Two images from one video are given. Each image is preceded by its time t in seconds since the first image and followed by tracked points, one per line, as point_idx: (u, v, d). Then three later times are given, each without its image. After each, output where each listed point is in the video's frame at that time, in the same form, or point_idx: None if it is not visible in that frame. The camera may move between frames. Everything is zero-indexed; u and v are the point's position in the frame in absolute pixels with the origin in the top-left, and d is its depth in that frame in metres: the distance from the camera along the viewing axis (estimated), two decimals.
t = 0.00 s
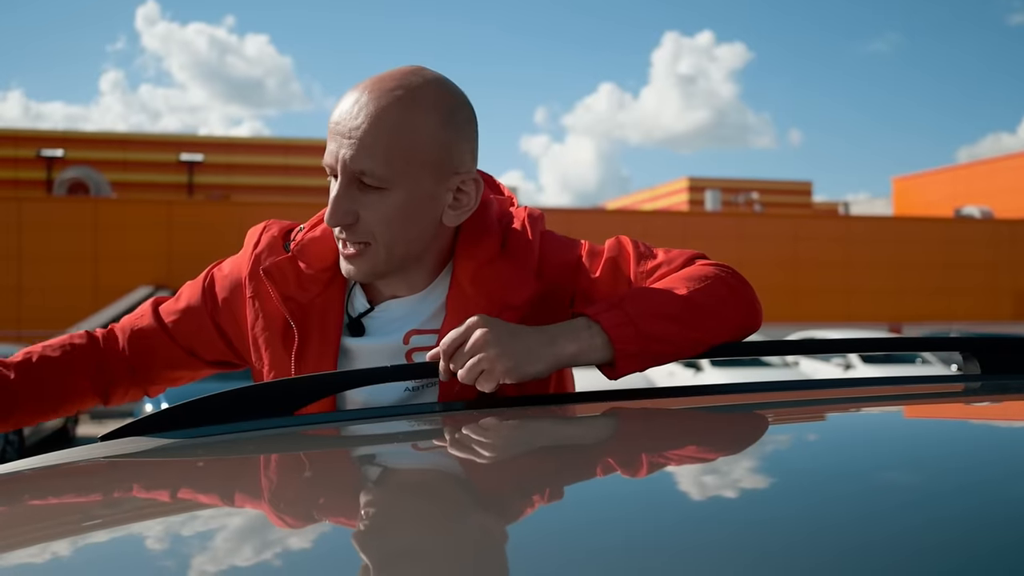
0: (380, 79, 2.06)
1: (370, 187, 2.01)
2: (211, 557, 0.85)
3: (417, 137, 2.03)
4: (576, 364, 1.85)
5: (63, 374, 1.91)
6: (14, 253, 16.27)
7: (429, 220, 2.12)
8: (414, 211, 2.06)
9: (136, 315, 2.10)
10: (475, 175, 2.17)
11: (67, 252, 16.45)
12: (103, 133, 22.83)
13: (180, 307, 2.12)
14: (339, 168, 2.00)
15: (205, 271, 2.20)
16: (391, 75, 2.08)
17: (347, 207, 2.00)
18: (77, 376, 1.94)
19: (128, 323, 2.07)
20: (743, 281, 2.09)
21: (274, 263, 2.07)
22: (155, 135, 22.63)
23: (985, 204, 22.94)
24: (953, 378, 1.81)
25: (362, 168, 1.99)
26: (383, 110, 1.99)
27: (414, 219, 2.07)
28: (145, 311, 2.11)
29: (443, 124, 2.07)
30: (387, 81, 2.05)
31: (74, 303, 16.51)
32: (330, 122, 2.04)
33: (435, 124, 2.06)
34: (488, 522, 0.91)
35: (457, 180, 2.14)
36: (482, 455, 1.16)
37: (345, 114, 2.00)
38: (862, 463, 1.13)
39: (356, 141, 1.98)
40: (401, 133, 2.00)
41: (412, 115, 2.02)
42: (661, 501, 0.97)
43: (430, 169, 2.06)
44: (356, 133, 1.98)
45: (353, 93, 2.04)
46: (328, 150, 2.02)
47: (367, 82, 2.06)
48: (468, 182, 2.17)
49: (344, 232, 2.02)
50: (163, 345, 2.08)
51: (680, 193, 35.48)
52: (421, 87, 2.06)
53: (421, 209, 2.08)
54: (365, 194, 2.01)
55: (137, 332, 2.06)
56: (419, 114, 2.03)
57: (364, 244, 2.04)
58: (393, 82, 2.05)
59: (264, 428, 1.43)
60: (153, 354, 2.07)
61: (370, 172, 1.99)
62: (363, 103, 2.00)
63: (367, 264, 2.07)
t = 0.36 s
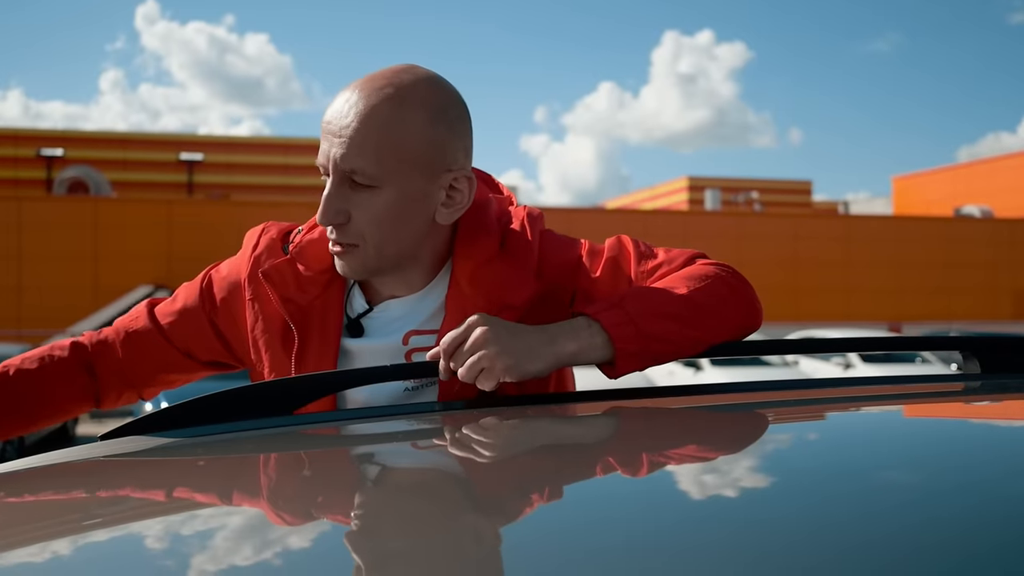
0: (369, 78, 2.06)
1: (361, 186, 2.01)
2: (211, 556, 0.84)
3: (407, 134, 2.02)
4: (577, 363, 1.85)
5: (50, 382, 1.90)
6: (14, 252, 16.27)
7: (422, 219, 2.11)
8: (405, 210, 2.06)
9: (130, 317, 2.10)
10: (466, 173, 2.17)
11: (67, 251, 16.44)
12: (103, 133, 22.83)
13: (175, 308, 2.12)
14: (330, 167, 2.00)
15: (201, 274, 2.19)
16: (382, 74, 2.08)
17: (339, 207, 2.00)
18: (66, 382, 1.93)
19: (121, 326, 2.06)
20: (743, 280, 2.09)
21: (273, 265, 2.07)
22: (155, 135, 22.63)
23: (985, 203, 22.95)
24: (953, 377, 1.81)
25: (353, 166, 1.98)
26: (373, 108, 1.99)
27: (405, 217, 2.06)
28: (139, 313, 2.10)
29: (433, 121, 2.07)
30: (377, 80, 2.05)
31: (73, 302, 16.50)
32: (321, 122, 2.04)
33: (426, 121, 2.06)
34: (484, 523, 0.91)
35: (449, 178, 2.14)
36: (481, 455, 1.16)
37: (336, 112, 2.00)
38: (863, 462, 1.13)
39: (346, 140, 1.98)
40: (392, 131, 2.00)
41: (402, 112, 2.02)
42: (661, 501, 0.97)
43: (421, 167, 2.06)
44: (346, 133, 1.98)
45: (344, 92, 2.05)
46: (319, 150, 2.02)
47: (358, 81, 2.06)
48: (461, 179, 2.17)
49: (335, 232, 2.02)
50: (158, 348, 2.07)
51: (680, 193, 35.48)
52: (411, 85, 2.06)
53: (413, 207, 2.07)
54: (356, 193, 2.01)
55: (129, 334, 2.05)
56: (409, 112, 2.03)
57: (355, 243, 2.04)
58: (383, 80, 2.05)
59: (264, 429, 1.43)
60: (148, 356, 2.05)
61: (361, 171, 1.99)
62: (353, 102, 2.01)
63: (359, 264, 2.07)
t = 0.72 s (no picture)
0: (364, 76, 2.06)
1: (356, 183, 2.01)
2: (210, 557, 0.84)
3: (401, 131, 2.02)
4: (576, 363, 1.85)
5: (40, 387, 1.91)
6: (14, 252, 16.26)
7: (417, 218, 2.11)
8: (399, 206, 2.05)
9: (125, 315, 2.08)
10: (463, 171, 2.17)
11: (67, 251, 16.44)
12: (103, 133, 22.84)
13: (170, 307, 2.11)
14: (326, 164, 2.00)
15: (200, 273, 2.19)
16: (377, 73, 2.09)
17: (334, 203, 1.99)
18: (58, 385, 1.93)
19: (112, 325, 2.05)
20: (743, 279, 2.09)
21: (273, 266, 2.08)
22: (155, 134, 22.64)
23: (985, 203, 22.96)
24: (953, 377, 1.80)
25: (346, 162, 1.99)
26: (365, 105, 2.00)
27: (400, 214, 2.06)
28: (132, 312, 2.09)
29: (429, 117, 2.07)
30: (372, 78, 2.05)
31: (73, 302, 16.50)
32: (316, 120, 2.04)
33: (420, 118, 2.06)
34: (480, 524, 0.90)
35: (445, 175, 2.14)
36: (478, 455, 1.16)
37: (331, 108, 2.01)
38: (863, 462, 1.13)
39: (338, 136, 1.98)
40: (385, 128, 2.00)
41: (397, 109, 2.02)
42: (661, 502, 0.97)
43: (416, 163, 2.06)
44: (340, 129, 1.98)
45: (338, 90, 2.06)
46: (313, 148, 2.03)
47: (352, 79, 2.07)
48: (457, 175, 2.17)
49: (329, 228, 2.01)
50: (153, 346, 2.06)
51: (681, 192, 35.48)
52: (406, 83, 2.06)
53: (408, 203, 2.07)
54: (352, 189, 2.01)
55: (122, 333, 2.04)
56: (403, 108, 2.03)
57: (350, 240, 2.03)
58: (378, 77, 2.05)
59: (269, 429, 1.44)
60: (142, 354, 2.05)
61: (356, 167, 1.99)
62: (347, 99, 2.01)
63: (354, 261, 2.06)
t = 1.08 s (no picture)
0: (398, 66, 2.06)
1: (406, 174, 2.04)
2: (209, 556, 0.84)
3: (447, 122, 2.07)
4: (575, 362, 1.85)
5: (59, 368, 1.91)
6: (14, 252, 16.26)
7: (450, 207, 2.16)
8: (443, 197, 2.11)
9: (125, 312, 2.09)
10: (484, 161, 2.24)
11: (66, 250, 16.44)
12: (102, 133, 22.84)
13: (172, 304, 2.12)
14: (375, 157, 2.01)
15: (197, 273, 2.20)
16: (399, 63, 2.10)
17: (386, 196, 2.02)
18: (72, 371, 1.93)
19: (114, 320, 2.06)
20: (740, 279, 2.09)
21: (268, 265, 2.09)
22: (154, 134, 22.64)
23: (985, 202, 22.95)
24: (952, 378, 1.80)
25: (401, 154, 2.01)
26: (414, 97, 2.02)
27: (444, 205, 2.12)
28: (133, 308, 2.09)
29: (463, 107, 2.13)
30: (407, 68, 2.06)
31: (72, 302, 16.49)
32: (351, 112, 2.02)
33: (458, 109, 2.11)
34: (486, 523, 0.90)
35: (471, 165, 2.20)
36: (479, 454, 1.16)
37: (376, 100, 2.00)
38: (862, 462, 1.12)
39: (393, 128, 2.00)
40: (435, 120, 2.04)
41: (443, 101, 2.06)
42: (659, 501, 0.97)
43: (457, 154, 2.12)
44: (391, 122, 2.00)
45: (368, 81, 2.05)
46: (356, 140, 2.01)
47: (377, 70, 2.07)
48: (481, 165, 2.25)
49: (384, 221, 2.03)
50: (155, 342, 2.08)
51: (681, 192, 35.45)
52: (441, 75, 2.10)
53: (449, 194, 2.13)
54: (402, 181, 2.03)
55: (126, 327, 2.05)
56: (447, 99, 2.08)
57: (398, 232, 2.06)
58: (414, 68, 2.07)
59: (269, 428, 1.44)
60: (147, 348, 2.07)
61: (408, 159, 2.02)
62: (389, 92, 2.02)
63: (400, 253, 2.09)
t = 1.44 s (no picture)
0: (422, 67, 2.07)
1: (439, 172, 2.03)
2: (208, 556, 0.84)
3: (476, 120, 2.09)
4: (575, 363, 1.84)
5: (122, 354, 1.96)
6: (13, 252, 16.26)
7: (471, 207, 2.17)
8: (471, 196, 2.11)
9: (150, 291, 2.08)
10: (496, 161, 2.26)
11: (65, 250, 16.43)
12: (102, 133, 22.84)
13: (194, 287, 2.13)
14: (411, 155, 2.00)
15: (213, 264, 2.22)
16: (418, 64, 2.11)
17: (422, 194, 2.01)
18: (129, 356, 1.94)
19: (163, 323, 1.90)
20: (740, 280, 2.09)
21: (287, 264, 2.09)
22: (154, 134, 22.64)
23: (984, 202, 22.93)
24: (951, 378, 1.80)
25: (438, 152, 2.01)
26: (448, 96, 2.03)
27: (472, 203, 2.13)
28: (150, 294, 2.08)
29: (485, 109, 2.15)
30: (432, 68, 2.08)
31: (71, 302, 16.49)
32: (383, 110, 2.01)
33: (482, 109, 2.13)
34: (494, 519, 0.91)
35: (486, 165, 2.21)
36: (487, 456, 1.15)
37: (408, 99, 2.00)
38: (862, 463, 1.12)
39: (431, 126, 2.00)
40: (467, 119, 2.05)
41: (470, 100, 2.08)
42: (660, 501, 0.96)
43: (482, 153, 2.14)
44: (425, 119, 2.00)
45: (395, 80, 2.05)
46: (390, 138, 1.99)
47: (402, 70, 2.07)
48: (492, 167, 2.27)
49: (420, 219, 2.02)
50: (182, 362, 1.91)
51: (680, 192, 35.48)
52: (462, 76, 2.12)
53: (475, 193, 2.13)
54: (435, 179, 2.03)
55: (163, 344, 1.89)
56: (475, 99, 2.09)
57: (430, 231, 2.05)
58: (438, 69, 2.09)
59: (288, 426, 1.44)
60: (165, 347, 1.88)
61: (443, 156, 2.02)
62: (421, 90, 2.02)
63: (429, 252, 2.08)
